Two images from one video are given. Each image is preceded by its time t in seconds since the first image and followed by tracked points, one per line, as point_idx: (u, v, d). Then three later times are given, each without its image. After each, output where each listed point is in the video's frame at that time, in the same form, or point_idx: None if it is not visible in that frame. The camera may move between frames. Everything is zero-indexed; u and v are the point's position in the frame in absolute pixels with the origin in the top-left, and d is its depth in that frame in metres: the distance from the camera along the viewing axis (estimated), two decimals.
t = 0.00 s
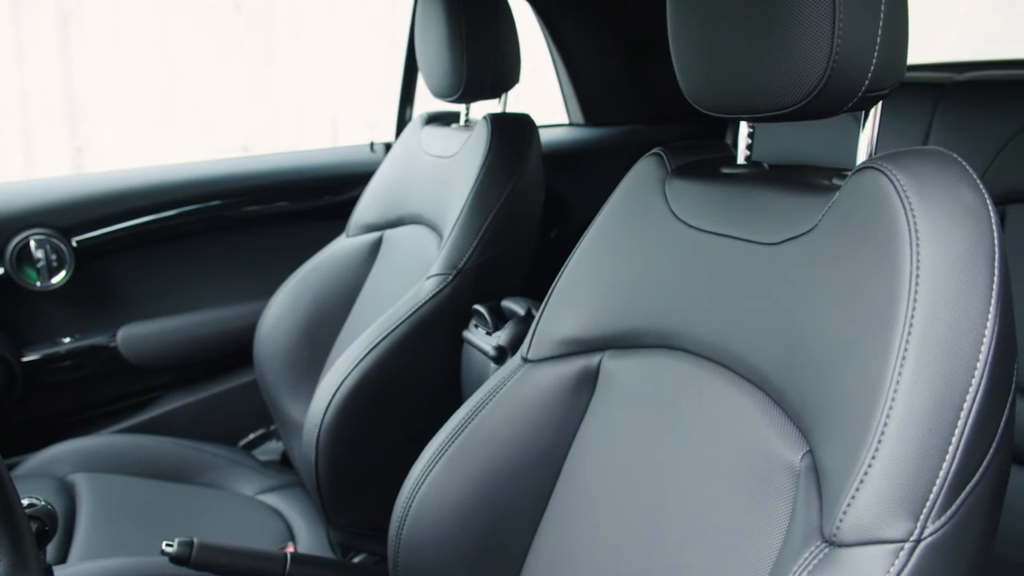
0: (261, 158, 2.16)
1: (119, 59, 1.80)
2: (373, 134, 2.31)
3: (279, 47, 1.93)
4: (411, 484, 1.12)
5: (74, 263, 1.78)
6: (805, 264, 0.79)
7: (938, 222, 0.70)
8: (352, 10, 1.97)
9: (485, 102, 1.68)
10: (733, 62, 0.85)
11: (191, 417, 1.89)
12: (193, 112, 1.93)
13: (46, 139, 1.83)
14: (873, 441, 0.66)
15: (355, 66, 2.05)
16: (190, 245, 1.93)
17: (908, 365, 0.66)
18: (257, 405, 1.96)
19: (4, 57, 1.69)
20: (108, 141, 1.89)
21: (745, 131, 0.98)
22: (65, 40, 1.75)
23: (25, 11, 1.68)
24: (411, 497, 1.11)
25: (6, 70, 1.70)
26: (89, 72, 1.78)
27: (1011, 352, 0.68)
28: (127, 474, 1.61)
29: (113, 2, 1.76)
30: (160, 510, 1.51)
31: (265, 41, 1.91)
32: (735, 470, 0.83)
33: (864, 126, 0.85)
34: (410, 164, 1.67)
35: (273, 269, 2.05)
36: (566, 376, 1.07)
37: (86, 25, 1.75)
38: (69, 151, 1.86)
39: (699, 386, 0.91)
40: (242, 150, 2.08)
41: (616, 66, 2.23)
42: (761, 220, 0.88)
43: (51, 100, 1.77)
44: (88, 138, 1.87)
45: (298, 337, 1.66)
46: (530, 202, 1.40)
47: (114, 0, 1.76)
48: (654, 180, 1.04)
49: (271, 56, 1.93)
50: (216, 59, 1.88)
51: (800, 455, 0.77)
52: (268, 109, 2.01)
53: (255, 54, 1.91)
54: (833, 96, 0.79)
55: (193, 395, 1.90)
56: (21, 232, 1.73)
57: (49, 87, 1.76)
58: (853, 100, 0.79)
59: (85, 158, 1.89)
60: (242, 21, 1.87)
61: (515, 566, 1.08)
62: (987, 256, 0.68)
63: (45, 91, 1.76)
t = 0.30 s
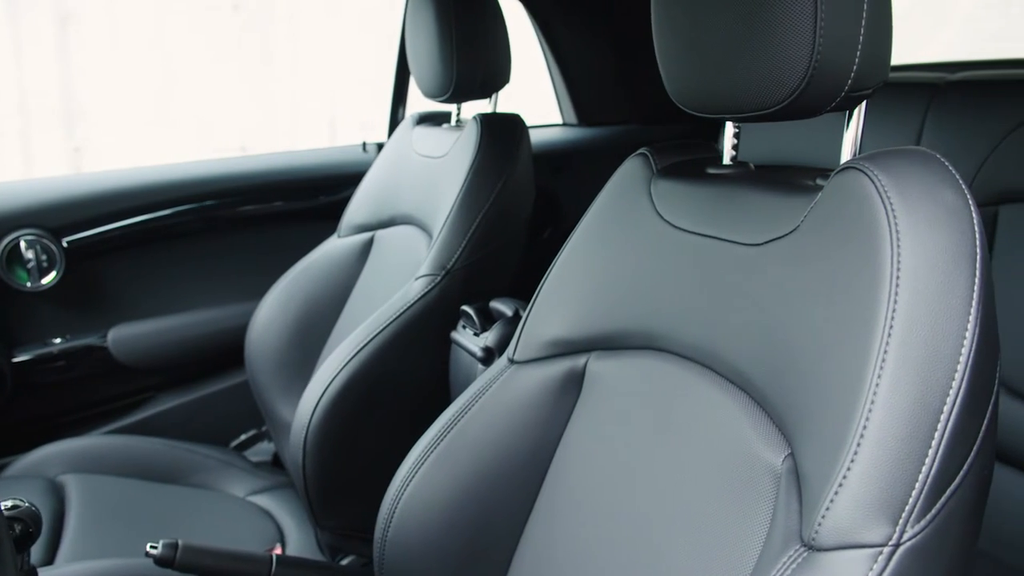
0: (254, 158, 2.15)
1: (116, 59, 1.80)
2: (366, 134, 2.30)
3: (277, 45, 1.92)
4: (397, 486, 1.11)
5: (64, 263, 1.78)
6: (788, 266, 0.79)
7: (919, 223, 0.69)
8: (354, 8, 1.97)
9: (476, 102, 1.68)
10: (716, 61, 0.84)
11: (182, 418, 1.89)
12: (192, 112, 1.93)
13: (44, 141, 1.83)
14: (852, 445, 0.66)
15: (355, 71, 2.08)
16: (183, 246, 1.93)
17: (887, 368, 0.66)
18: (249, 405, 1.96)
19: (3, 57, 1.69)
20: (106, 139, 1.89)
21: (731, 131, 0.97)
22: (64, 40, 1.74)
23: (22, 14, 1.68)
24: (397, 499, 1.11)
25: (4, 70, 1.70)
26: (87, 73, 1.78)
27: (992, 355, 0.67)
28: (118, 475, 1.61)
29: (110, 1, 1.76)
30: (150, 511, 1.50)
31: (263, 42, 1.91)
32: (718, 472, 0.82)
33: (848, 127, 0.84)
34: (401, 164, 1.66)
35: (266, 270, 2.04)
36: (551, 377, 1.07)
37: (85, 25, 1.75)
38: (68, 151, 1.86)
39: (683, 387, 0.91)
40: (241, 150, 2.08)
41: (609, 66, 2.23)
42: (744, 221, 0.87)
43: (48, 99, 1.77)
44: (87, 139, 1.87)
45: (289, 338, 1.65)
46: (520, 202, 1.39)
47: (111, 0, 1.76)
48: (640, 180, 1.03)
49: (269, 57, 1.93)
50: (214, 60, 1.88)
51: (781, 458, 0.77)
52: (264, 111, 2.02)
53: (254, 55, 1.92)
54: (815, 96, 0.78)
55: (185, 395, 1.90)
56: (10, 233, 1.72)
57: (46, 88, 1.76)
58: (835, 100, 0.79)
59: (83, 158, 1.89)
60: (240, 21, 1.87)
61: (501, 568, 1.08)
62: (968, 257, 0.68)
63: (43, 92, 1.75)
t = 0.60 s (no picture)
0: (248, 159, 2.15)
1: (113, 59, 1.79)
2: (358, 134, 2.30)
3: (276, 47, 1.91)
4: (383, 487, 1.11)
5: (55, 264, 1.77)
6: (771, 267, 0.78)
7: (900, 224, 0.69)
8: (352, 8, 1.95)
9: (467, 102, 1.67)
10: (699, 61, 0.84)
11: (174, 419, 1.89)
12: (189, 113, 1.93)
13: (41, 142, 1.83)
14: (831, 448, 0.65)
15: (350, 65, 2.05)
16: (175, 246, 1.93)
17: (867, 371, 0.65)
18: (240, 406, 1.95)
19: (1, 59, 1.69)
20: (104, 139, 1.88)
21: (716, 131, 0.97)
22: (62, 40, 1.74)
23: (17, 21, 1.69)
24: (382, 501, 1.10)
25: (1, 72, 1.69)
26: (85, 74, 1.78)
27: (974, 358, 0.67)
28: (108, 475, 1.61)
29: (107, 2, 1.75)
30: (139, 512, 1.50)
31: (262, 44, 1.90)
32: (701, 474, 0.82)
33: (831, 127, 0.84)
34: (392, 164, 1.66)
35: (258, 270, 2.04)
36: (538, 378, 1.06)
37: (81, 26, 1.75)
38: (65, 151, 1.86)
39: (667, 389, 0.90)
40: (238, 150, 2.07)
41: (603, 67, 2.22)
42: (727, 222, 0.87)
43: (45, 100, 1.76)
44: (83, 139, 1.86)
45: (280, 339, 1.65)
46: (509, 202, 1.39)
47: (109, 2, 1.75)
48: (625, 181, 1.03)
49: (269, 57, 1.92)
50: (211, 61, 1.88)
51: (763, 460, 0.76)
52: (263, 112, 2.00)
53: (252, 56, 1.91)
54: (797, 97, 0.78)
55: (176, 396, 1.89)
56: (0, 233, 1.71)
57: (42, 90, 1.76)
58: (818, 100, 0.79)
59: (80, 158, 1.89)
60: (238, 23, 1.87)
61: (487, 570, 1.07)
62: (950, 259, 0.67)
63: (39, 92, 1.75)
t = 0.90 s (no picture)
0: (242, 158, 2.14)
1: (111, 60, 1.79)
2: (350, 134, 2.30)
3: (273, 48, 1.92)
4: (369, 489, 1.10)
5: (46, 265, 1.76)
6: (753, 270, 0.78)
7: (881, 226, 0.68)
8: (351, 8, 1.96)
9: (458, 102, 1.67)
10: (683, 61, 0.83)
11: (165, 420, 1.88)
12: (187, 113, 1.92)
13: (39, 141, 1.83)
14: (810, 451, 0.64)
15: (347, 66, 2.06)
16: (168, 245, 1.92)
17: (846, 373, 0.65)
18: (232, 407, 1.95)
19: None
20: (102, 140, 1.87)
21: (703, 130, 0.96)
22: (60, 40, 1.74)
23: (16, 24, 1.69)
24: (368, 502, 1.10)
25: None
26: (84, 74, 1.77)
27: (955, 360, 0.66)
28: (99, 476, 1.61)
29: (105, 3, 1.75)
30: (129, 513, 1.49)
31: (259, 44, 1.90)
32: (684, 476, 0.81)
33: (816, 127, 0.83)
34: (384, 164, 1.65)
35: (251, 271, 2.04)
36: (524, 380, 1.05)
37: (79, 26, 1.75)
38: (62, 151, 1.85)
39: (651, 390, 0.90)
40: (235, 150, 2.06)
41: (596, 67, 2.22)
42: (711, 223, 0.86)
43: (43, 100, 1.76)
44: (80, 138, 1.85)
45: (271, 340, 1.64)
46: (498, 202, 1.38)
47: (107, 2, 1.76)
48: (611, 181, 1.02)
49: (265, 59, 1.92)
50: (208, 61, 1.87)
51: (745, 463, 0.75)
52: (260, 112, 2.00)
53: (249, 56, 1.91)
54: (780, 97, 0.77)
55: (168, 397, 1.88)
56: None
57: (40, 90, 1.75)
58: (801, 99, 0.78)
59: (78, 158, 1.87)
60: (235, 23, 1.87)
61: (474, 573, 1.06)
62: (932, 260, 0.66)
63: (37, 91, 1.75)
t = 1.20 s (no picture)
0: (234, 158, 2.14)
1: (110, 60, 1.78)
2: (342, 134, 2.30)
3: (272, 48, 1.91)
4: (354, 491, 1.10)
5: (36, 265, 1.75)
6: (735, 271, 0.77)
7: (861, 227, 0.68)
8: (349, 8, 1.95)
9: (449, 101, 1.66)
10: (665, 61, 0.83)
11: (156, 421, 1.87)
12: (185, 113, 1.93)
13: (37, 140, 1.81)
14: (788, 454, 0.64)
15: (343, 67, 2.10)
16: (159, 245, 1.92)
17: (825, 376, 0.64)
18: (223, 407, 1.94)
19: None
20: (101, 139, 1.87)
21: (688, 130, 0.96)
22: (57, 40, 1.73)
23: (14, 24, 1.67)
24: (353, 504, 1.09)
25: None
26: (82, 74, 1.77)
27: (936, 363, 0.66)
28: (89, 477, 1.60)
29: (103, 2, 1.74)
30: (118, 515, 1.48)
31: (257, 44, 1.90)
32: (666, 478, 0.81)
33: (799, 127, 0.82)
34: (375, 164, 1.65)
35: (243, 271, 2.04)
36: (509, 381, 1.05)
37: (78, 25, 1.74)
38: (60, 150, 1.84)
39: (635, 392, 0.89)
40: (233, 150, 2.09)
41: (589, 67, 2.21)
42: (695, 224, 0.86)
43: (43, 100, 1.74)
44: (79, 138, 1.85)
45: (261, 340, 1.63)
46: (488, 202, 1.38)
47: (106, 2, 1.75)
48: (597, 181, 1.01)
49: (263, 59, 1.92)
50: (206, 61, 1.87)
51: (726, 465, 0.75)
52: (257, 110, 2.00)
53: (247, 56, 1.91)
54: (762, 96, 0.77)
55: (159, 398, 1.88)
56: None
57: (38, 90, 1.73)
58: (784, 99, 0.77)
59: (76, 157, 1.87)
60: (232, 23, 1.86)
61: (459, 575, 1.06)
62: (912, 261, 0.66)
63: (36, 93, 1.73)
